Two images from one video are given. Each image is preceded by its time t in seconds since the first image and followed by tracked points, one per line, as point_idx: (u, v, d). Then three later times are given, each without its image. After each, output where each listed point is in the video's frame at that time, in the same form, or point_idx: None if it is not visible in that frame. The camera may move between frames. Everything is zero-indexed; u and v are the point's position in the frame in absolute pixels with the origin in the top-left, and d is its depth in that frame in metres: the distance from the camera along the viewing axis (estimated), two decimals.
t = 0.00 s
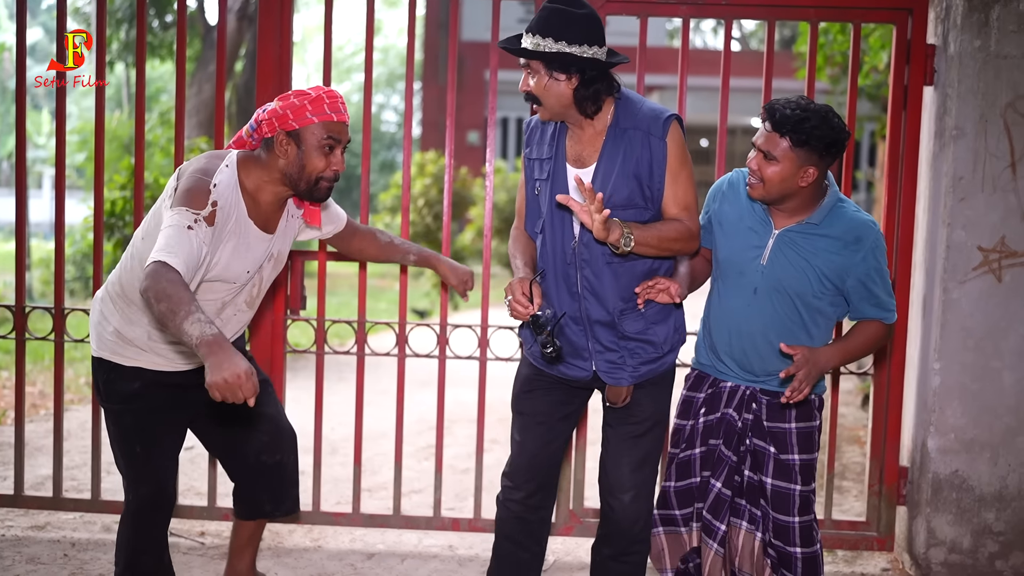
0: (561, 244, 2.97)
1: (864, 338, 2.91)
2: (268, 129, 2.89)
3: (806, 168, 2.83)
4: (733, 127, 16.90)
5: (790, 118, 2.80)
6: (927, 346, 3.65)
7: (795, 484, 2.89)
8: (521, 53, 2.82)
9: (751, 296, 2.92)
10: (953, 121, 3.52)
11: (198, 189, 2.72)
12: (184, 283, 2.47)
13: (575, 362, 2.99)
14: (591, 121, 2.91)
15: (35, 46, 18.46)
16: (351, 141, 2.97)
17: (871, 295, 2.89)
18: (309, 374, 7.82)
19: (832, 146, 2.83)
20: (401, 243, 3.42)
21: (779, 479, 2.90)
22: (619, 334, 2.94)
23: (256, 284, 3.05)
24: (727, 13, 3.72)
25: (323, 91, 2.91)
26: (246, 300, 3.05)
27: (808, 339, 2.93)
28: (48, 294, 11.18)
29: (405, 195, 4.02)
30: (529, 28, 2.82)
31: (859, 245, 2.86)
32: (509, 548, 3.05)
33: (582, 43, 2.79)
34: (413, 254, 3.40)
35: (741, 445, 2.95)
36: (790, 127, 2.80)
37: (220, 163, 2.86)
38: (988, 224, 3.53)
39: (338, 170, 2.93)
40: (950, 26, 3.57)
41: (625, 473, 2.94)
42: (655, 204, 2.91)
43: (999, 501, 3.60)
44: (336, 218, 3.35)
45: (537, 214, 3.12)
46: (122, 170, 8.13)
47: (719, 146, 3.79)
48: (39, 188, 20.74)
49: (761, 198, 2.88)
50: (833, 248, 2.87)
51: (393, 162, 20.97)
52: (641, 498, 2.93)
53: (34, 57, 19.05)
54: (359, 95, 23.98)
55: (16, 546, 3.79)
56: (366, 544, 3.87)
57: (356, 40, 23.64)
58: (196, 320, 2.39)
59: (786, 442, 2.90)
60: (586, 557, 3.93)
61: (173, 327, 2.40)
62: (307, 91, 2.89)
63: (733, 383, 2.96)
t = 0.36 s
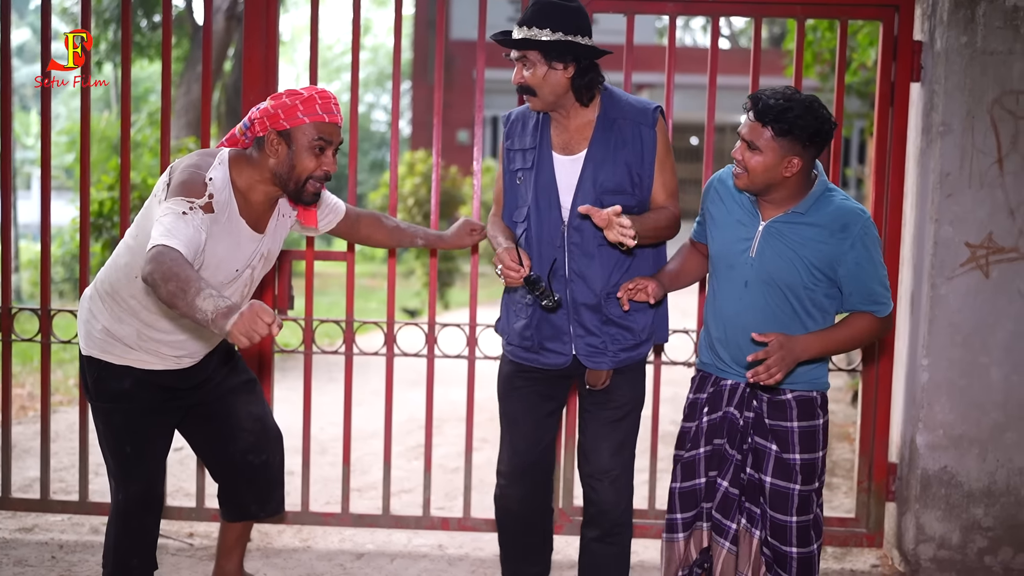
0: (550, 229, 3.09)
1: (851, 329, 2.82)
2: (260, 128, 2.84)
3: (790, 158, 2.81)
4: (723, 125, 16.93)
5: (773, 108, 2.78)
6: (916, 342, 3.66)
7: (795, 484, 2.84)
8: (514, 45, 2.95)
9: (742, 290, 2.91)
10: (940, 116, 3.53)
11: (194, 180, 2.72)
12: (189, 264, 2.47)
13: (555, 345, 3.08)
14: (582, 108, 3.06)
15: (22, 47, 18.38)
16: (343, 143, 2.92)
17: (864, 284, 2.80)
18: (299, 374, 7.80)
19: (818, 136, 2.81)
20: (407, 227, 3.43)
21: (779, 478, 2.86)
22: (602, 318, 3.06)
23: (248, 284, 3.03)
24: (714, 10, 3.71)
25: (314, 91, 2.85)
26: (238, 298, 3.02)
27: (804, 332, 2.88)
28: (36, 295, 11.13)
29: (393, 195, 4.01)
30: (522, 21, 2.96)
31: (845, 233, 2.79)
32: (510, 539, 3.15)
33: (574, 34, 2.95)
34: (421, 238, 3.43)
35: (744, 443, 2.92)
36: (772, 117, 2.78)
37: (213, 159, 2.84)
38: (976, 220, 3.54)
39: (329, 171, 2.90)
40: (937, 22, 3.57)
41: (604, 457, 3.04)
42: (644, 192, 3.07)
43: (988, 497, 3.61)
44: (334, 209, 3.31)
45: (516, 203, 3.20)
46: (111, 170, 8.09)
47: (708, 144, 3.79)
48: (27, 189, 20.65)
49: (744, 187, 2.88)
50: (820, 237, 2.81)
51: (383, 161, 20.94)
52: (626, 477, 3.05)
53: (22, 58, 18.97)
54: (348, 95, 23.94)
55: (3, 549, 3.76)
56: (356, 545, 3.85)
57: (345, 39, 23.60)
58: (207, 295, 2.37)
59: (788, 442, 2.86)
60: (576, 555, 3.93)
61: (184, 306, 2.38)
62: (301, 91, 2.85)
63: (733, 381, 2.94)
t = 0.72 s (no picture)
0: (542, 210, 3.24)
1: (823, 311, 2.81)
2: (250, 129, 2.81)
3: (761, 139, 2.81)
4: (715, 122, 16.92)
5: (740, 88, 2.79)
6: (904, 339, 3.65)
7: (759, 473, 2.84)
8: (515, 35, 3.08)
9: (716, 271, 2.91)
10: (927, 113, 3.52)
11: (185, 180, 2.70)
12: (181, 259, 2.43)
13: (546, 324, 3.23)
14: (576, 96, 3.22)
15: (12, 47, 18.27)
16: (334, 145, 2.88)
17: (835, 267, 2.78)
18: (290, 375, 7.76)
19: (790, 115, 2.80)
20: (394, 224, 3.40)
21: (743, 466, 2.86)
22: (592, 298, 3.22)
23: (238, 286, 3.00)
24: (701, 8, 3.69)
25: (305, 91, 2.82)
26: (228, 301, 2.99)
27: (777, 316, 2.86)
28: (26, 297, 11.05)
29: (380, 196, 3.99)
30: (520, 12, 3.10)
31: (817, 215, 2.78)
32: (508, 521, 3.31)
33: (572, 24, 3.11)
34: (404, 237, 3.39)
35: (710, 428, 2.92)
36: (740, 97, 2.78)
37: (204, 160, 2.82)
38: (964, 217, 3.53)
39: (320, 171, 2.85)
40: (924, 19, 3.57)
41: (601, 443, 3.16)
42: (634, 179, 3.23)
43: (978, 494, 3.61)
44: (324, 205, 3.28)
45: (507, 187, 3.35)
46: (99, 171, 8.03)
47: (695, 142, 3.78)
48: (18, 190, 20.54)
49: (716, 170, 2.88)
50: (792, 219, 2.80)
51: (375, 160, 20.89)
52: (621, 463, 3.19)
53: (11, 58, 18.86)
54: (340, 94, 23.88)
55: None
56: (345, 546, 3.84)
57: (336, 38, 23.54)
58: (202, 289, 2.34)
59: (754, 429, 2.86)
60: (566, 555, 3.92)
61: (176, 299, 2.34)
62: (289, 91, 2.81)
63: (704, 365, 2.94)
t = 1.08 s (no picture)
0: (563, 202, 3.25)
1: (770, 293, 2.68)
2: (242, 127, 2.80)
3: (770, 125, 2.78)
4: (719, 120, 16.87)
5: (750, 74, 2.77)
6: (903, 338, 3.63)
7: (761, 470, 2.83)
8: (551, 33, 3.10)
9: (718, 258, 2.91)
10: (924, 110, 3.50)
11: (177, 178, 2.68)
12: (178, 256, 2.41)
13: (560, 316, 3.24)
14: (609, 92, 3.23)
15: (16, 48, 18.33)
16: (326, 143, 2.85)
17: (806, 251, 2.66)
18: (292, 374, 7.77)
19: (800, 102, 2.78)
20: (393, 224, 3.38)
21: (746, 463, 2.85)
22: (604, 294, 3.20)
23: (229, 284, 2.98)
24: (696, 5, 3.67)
25: (297, 90, 2.80)
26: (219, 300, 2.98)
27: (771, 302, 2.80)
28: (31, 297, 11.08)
29: (375, 195, 3.99)
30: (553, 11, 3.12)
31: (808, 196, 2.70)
32: (517, 506, 3.30)
33: (607, 22, 3.14)
34: (405, 234, 3.38)
35: (713, 424, 2.89)
36: (750, 83, 2.76)
37: (196, 158, 2.80)
38: (962, 213, 3.51)
39: (312, 168, 2.84)
40: (921, 15, 3.54)
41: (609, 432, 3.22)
42: (658, 181, 3.20)
43: (977, 493, 3.59)
44: (320, 208, 3.28)
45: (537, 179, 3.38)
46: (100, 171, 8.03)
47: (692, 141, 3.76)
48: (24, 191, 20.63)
49: (727, 157, 2.86)
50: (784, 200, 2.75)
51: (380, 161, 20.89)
52: (633, 449, 3.22)
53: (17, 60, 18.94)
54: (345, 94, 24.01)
55: None
56: (342, 546, 3.84)
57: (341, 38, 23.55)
58: (203, 283, 2.32)
59: (756, 427, 2.84)
60: (564, 554, 3.90)
61: (177, 294, 2.32)
62: (283, 89, 2.79)
63: (711, 361, 2.95)
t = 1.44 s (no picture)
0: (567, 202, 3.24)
1: (649, 210, 2.64)
2: (243, 130, 2.81)
3: (781, 123, 2.74)
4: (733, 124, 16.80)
5: (764, 72, 2.72)
6: (910, 343, 3.60)
7: (737, 467, 2.83)
8: (558, 38, 3.10)
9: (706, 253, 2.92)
10: (931, 112, 3.47)
11: (179, 183, 2.68)
12: (178, 265, 2.42)
13: (565, 317, 3.23)
14: (617, 96, 3.23)
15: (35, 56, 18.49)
16: (327, 146, 2.86)
17: (748, 224, 2.65)
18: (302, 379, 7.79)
19: (813, 102, 2.73)
20: (395, 227, 3.37)
21: (724, 458, 2.85)
22: (607, 296, 3.17)
23: (233, 287, 2.98)
24: (700, 8, 3.65)
25: (297, 94, 2.81)
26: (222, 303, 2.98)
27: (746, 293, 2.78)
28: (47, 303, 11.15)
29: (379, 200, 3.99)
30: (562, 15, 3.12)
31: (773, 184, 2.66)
32: (536, 507, 3.27)
33: (615, 25, 3.13)
34: (407, 238, 3.37)
35: (697, 417, 2.92)
36: (764, 80, 2.71)
37: (198, 162, 2.80)
38: (971, 217, 3.47)
39: (313, 174, 2.84)
40: (927, 17, 3.51)
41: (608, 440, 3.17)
42: (665, 184, 3.18)
43: (986, 499, 3.55)
44: (320, 211, 3.28)
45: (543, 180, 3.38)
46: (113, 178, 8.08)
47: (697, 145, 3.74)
48: (42, 198, 20.82)
49: (737, 153, 2.84)
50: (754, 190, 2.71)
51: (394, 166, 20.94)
52: (638, 451, 3.19)
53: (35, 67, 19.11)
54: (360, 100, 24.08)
55: None
56: (346, 552, 3.83)
57: (356, 44, 23.62)
58: (201, 296, 2.33)
59: (734, 423, 2.83)
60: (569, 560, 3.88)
61: (175, 305, 2.33)
62: (283, 92, 2.80)
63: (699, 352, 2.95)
